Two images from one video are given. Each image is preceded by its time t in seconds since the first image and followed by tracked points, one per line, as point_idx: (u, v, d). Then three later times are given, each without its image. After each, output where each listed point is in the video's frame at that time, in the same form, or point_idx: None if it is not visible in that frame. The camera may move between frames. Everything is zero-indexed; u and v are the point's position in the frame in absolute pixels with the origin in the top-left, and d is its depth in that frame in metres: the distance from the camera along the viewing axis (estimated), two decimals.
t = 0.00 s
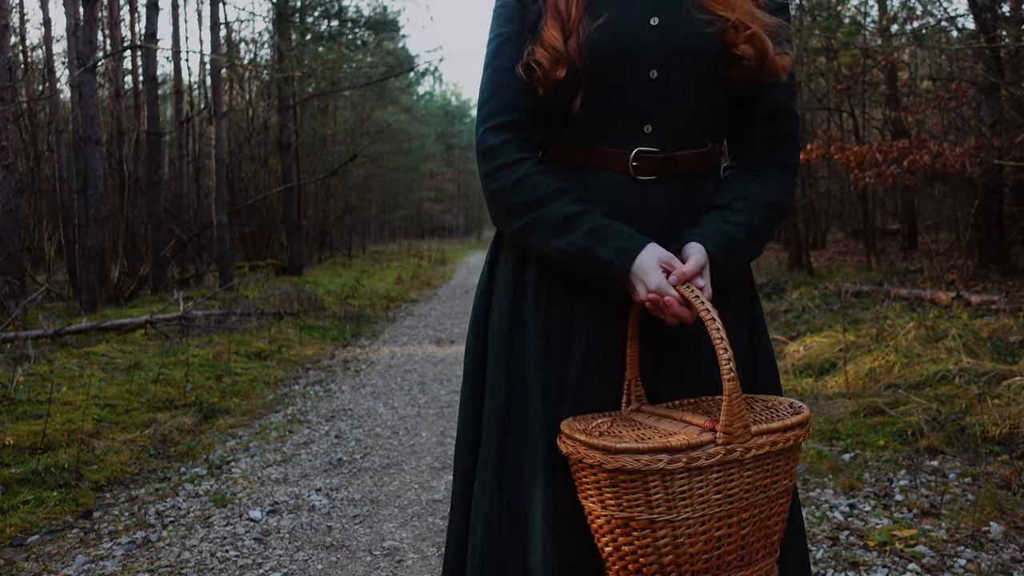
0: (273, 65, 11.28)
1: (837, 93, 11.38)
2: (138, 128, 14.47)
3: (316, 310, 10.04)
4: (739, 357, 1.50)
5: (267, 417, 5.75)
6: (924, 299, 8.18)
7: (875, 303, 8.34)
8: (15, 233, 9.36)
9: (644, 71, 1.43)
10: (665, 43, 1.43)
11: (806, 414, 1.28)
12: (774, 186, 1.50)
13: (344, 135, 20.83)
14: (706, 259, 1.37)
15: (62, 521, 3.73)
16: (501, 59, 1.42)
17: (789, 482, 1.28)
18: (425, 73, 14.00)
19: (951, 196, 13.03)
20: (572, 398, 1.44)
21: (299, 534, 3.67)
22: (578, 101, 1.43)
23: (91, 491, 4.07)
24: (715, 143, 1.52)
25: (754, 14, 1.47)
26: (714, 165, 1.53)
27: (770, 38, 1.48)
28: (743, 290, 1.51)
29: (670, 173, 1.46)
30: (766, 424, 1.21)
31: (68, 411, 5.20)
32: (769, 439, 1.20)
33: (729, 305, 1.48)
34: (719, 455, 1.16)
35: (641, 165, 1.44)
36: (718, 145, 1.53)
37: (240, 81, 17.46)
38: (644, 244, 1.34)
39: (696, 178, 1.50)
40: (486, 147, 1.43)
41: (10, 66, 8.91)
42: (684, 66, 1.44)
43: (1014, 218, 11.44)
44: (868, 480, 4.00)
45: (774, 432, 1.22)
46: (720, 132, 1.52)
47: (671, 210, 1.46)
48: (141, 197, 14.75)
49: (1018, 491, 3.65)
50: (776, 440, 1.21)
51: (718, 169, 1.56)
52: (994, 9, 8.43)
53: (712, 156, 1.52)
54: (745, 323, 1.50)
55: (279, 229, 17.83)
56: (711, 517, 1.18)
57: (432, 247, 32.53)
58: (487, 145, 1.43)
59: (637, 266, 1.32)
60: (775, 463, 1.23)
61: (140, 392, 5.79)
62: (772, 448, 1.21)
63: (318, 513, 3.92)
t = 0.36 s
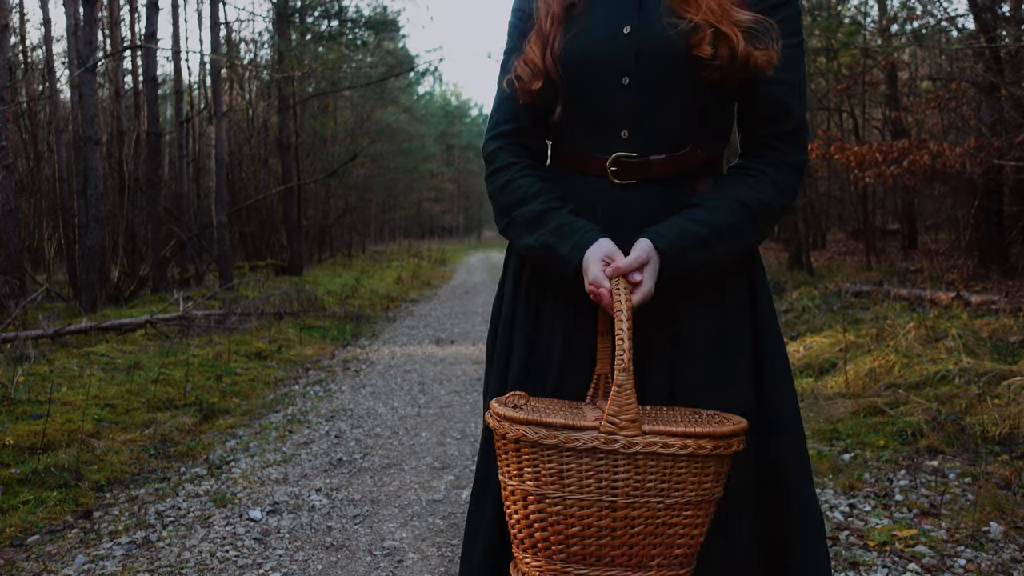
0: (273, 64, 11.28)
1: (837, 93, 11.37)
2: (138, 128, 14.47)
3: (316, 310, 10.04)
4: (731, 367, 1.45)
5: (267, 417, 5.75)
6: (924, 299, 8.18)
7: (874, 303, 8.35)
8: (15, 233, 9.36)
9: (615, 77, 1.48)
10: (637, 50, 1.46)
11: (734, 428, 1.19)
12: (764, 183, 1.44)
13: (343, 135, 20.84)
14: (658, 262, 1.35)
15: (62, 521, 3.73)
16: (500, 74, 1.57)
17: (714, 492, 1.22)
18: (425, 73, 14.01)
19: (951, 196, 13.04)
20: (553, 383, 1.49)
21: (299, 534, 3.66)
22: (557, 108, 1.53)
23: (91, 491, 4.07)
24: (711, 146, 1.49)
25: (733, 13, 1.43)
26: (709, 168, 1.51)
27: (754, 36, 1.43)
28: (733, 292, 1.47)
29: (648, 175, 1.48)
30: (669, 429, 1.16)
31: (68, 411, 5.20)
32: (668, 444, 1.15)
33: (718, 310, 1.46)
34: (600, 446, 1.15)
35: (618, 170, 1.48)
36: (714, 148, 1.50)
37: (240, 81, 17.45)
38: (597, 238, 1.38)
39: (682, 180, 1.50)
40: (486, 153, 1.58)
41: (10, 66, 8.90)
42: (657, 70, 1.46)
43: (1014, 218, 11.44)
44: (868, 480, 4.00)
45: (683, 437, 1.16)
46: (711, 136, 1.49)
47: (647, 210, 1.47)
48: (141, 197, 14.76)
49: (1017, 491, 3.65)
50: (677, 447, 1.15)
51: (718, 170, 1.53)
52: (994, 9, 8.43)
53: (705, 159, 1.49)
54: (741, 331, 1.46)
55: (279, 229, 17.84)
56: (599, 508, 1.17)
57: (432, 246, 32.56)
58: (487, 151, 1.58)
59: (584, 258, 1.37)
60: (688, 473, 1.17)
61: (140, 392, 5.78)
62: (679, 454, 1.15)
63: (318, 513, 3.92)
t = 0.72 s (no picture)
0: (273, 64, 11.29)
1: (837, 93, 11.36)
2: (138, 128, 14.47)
3: (316, 309, 10.04)
4: (698, 366, 1.41)
5: (267, 417, 5.75)
6: (924, 299, 8.18)
7: (874, 303, 8.35)
8: (15, 233, 9.36)
9: (578, 90, 1.56)
10: (593, 64, 1.53)
11: (647, 415, 1.22)
12: (717, 186, 1.40)
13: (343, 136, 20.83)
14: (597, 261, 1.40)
15: (62, 521, 3.73)
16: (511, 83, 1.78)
17: (632, 476, 1.25)
18: (425, 73, 14.02)
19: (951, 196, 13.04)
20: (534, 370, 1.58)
21: (299, 534, 3.66)
22: (536, 120, 1.68)
23: (91, 491, 4.07)
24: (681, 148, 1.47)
25: (677, 21, 1.41)
26: (674, 169, 1.48)
27: (699, 42, 1.39)
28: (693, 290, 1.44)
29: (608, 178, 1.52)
30: (582, 410, 1.21)
31: (68, 411, 5.20)
32: (572, 422, 1.21)
33: (683, 308, 1.44)
34: (506, 416, 1.25)
35: (583, 173, 1.55)
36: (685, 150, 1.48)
37: (240, 81, 17.45)
38: (551, 234, 1.49)
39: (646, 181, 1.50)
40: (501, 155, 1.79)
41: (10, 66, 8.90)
42: (606, 79, 1.50)
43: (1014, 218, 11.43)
44: (868, 480, 4.00)
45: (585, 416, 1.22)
46: (673, 140, 1.46)
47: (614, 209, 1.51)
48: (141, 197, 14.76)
49: (1017, 491, 3.65)
50: (589, 428, 1.20)
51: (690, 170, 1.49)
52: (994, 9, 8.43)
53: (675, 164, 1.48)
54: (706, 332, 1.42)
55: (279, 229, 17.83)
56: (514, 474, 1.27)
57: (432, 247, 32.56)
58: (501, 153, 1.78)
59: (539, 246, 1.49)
60: (600, 454, 1.22)
61: (140, 392, 5.78)
62: (587, 434, 1.21)
63: (318, 513, 3.92)
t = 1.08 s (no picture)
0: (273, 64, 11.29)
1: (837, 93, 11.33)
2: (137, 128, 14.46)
3: (316, 309, 10.04)
4: (662, 364, 1.46)
5: (267, 417, 5.75)
6: (924, 299, 8.18)
7: (874, 302, 8.35)
8: (15, 233, 9.35)
9: (565, 116, 1.57)
10: (573, 90, 1.55)
11: (575, 399, 1.36)
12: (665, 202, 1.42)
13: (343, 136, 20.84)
14: (560, 270, 1.49)
15: (62, 521, 3.73)
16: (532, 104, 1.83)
17: (569, 453, 1.39)
18: (425, 73, 14.02)
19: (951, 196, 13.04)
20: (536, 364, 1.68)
21: (299, 534, 3.66)
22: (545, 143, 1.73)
23: (91, 491, 4.07)
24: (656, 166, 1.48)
25: (635, 57, 1.41)
26: (644, 183, 1.49)
27: (654, 80, 1.40)
28: (658, 287, 1.47)
29: (588, 193, 1.57)
30: (522, 393, 1.39)
31: (67, 411, 5.19)
32: (507, 397, 1.41)
33: (648, 306, 1.48)
34: (462, 391, 1.47)
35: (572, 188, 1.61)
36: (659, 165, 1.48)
37: (239, 81, 17.44)
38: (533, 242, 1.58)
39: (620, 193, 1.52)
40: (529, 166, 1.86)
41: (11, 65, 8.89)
42: (583, 109, 1.52)
43: (1014, 217, 11.43)
44: (868, 480, 4.00)
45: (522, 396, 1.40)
46: (645, 156, 1.48)
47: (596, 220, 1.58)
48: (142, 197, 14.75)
49: (1017, 491, 3.64)
50: (520, 404, 1.39)
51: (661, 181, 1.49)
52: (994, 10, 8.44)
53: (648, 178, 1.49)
54: (670, 330, 1.45)
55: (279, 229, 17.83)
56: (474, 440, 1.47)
57: (432, 246, 32.56)
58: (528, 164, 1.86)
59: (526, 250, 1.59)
60: (535, 429, 1.39)
61: (139, 392, 5.78)
62: (520, 411, 1.39)
63: (318, 513, 3.92)
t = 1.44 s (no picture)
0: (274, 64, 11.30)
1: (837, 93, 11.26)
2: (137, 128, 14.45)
3: (316, 309, 10.03)
4: (642, 359, 1.49)
5: (267, 417, 5.75)
6: (924, 298, 8.17)
7: (874, 302, 8.35)
8: (15, 233, 9.35)
9: (574, 127, 1.61)
10: (578, 103, 1.58)
11: (559, 395, 1.46)
12: (651, 205, 1.44)
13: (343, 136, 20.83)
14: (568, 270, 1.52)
15: (62, 521, 3.73)
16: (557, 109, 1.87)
17: (554, 435, 1.51)
18: (426, 73, 14.02)
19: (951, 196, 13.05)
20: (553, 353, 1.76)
21: (299, 534, 3.66)
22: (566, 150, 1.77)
23: (91, 491, 4.06)
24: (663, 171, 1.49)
25: (631, 72, 1.43)
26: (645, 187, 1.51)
27: (651, 94, 1.42)
28: (650, 284, 1.50)
29: (598, 197, 1.60)
30: (512, 384, 1.49)
31: (67, 411, 5.19)
32: (501, 388, 1.52)
33: (634, 302, 1.52)
34: (471, 374, 1.60)
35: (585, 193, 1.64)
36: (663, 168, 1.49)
37: (239, 81, 17.42)
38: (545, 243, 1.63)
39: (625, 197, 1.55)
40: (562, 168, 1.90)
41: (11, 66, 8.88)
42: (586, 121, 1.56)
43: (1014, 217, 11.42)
44: (868, 480, 4.00)
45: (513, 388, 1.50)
46: (646, 165, 1.50)
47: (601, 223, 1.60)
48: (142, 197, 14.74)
49: (1018, 491, 3.64)
50: (510, 397, 1.50)
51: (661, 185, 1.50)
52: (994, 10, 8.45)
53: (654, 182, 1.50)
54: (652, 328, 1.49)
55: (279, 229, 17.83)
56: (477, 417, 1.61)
57: (432, 246, 32.58)
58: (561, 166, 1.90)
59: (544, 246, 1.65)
60: (525, 418, 1.50)
61: (139, 392, 5.77)
62: (512, 401, 1.50)
63: (318, 513, 3.91)
